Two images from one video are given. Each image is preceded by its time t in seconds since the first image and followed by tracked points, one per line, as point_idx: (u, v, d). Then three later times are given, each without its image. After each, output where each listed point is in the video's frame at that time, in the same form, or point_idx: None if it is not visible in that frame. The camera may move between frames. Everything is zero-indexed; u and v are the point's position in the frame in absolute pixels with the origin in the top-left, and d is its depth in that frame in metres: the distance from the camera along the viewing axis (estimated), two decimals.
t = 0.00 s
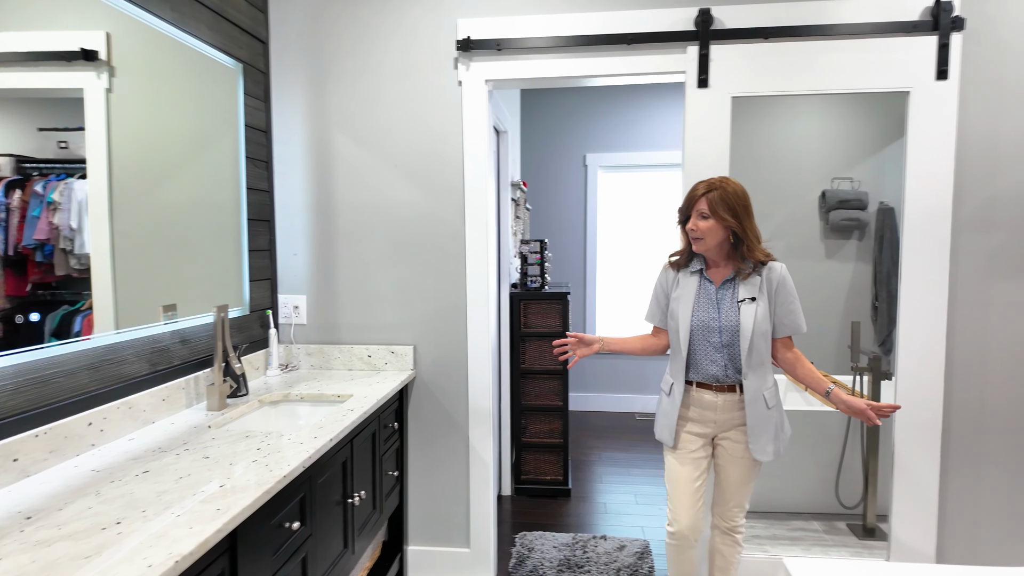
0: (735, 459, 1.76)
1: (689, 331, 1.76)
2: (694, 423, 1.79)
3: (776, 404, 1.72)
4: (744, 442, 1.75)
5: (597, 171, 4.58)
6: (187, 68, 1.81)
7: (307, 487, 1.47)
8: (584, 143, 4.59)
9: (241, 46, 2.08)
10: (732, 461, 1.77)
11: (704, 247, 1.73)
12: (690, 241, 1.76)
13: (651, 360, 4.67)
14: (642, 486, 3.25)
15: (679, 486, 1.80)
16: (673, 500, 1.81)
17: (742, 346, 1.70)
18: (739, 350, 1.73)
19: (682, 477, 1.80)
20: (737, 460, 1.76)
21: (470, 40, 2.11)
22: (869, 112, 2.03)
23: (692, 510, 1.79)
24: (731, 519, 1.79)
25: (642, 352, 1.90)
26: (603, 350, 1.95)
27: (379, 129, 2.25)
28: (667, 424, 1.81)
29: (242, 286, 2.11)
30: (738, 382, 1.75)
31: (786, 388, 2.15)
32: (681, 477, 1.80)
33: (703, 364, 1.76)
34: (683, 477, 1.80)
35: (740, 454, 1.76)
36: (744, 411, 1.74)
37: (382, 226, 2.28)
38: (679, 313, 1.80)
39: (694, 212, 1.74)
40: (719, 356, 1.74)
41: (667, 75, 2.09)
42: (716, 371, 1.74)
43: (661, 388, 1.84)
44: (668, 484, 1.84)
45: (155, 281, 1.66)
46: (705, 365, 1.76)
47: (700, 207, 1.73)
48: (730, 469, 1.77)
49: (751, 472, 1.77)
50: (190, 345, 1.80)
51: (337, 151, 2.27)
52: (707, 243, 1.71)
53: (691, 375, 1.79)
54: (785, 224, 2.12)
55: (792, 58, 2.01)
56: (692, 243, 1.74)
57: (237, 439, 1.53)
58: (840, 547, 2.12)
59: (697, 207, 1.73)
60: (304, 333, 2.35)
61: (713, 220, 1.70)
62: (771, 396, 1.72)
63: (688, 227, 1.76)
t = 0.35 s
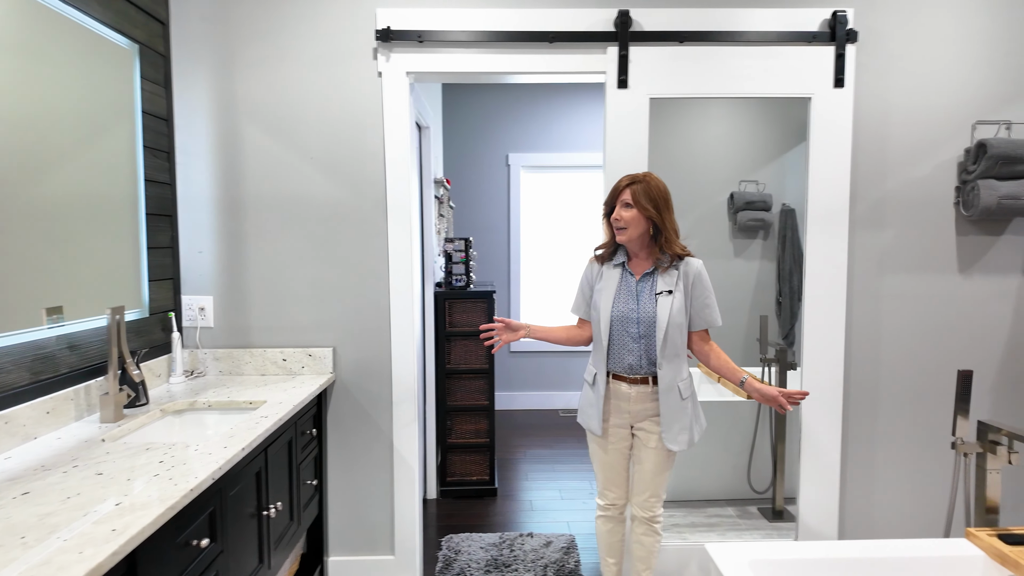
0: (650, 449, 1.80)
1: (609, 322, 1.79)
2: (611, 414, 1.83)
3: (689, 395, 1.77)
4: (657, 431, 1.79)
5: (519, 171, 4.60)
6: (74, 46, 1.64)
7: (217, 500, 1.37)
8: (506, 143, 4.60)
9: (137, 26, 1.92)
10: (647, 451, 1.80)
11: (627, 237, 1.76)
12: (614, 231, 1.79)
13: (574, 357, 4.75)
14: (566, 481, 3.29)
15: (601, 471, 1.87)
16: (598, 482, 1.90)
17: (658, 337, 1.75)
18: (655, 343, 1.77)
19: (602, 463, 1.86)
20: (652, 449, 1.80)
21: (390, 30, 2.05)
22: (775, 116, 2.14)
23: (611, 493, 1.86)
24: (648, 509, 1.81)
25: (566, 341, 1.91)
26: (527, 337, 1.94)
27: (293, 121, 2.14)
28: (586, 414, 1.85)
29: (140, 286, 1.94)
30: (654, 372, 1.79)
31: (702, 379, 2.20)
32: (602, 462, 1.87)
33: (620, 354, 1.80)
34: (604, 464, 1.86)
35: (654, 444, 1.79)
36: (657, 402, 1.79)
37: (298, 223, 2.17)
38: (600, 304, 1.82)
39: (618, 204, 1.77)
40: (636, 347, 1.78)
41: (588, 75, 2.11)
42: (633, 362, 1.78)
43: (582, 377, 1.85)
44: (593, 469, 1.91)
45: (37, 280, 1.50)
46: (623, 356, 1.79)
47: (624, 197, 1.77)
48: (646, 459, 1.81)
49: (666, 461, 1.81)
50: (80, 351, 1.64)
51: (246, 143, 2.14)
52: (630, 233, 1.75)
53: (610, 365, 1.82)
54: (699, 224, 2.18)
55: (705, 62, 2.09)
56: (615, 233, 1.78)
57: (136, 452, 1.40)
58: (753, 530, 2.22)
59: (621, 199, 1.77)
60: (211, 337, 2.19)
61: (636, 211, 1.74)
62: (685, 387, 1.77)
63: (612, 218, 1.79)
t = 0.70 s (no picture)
0: (583, 440, 1.81)
1: (542, 313, 1.82)
2: (544, 406, 1.86)
3: (619, 386, 1.79)
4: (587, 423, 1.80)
5: (459, 169, 4.57)
6: None
7: (139, 512, 1.28)
8: (446, 140, 4.55)
9: (44, 4, 1.77)
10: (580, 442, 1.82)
11: (568, 231, 1.77)
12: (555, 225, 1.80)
13: (515, 356, 4.76)
14: (508, 479, 3.29)
15: (540, 463, 1.89)
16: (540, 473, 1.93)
17: (586, 330, 1.77)
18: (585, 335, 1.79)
19: (541, 456, 1.89)
20: (584, 441, 1.81)
21: (324, 18, 1.98)
22: (708, 116, 2.20)
23: (550, 485, 1.88)
24: (584, 500, 1.82)
25: (505, 329, 1.92)
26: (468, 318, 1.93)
27: (221, 110, 2.03)
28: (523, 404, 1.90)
29: (50, 286, 1.79)
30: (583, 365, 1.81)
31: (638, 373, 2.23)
32: (540, 455, 1.89)
33: (553, 346, 1.82)
34: (541, 456, 1.88)
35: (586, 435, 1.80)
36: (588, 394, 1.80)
37: (226, 217, 2.07)
38: (536, 296, 1.86)
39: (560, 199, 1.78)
40: (567, 339, 1.80)
41: (528, 71, 2.12)
42: (564, 354, 1.81)
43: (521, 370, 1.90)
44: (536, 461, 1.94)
45: None
46: (555, 348, 1.82)
47: (567, 191, 1.77)
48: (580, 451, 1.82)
49: (601, 453, 1.81)
50: None
51: (169, 133, 2.02)
52: (571, 227, 1.76)
53: (544, 356, 1.85)
54: (635, 224, 2.20)
55: (642, 62, 2.13)
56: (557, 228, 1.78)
57: (45, 463, 1.29)
58: (690, 519, 2.27)
59: (563, 194, 1.78)
60: (131, 339, 2.05)
61: (578, 206, 1.76)
62: (615, 379, 1.80)
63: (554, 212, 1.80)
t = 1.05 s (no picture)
0: (535, 435, 1.80)
1: (493, 309, 1.80)
2: (496, 403, 1.84)
3: (570, 378, 1.79)
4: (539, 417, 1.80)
5: (414, 166, 4.51)
6: None
7: (71, 523, 1.20)
8: (400, 137, 4.49)
9: None
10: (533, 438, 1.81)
11: (527, 232, 1.76)
12: (513, 225, 1.78)
13: (471, 355, 4.73)
14: (466, 479, 3.26)
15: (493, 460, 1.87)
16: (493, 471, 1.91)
17: (537, 323, 1.76)
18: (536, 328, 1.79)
19: (494, 453, 1.87)
20: (537, 436, 1.80)
21: (270, 7, 1.91)
22: (661, 114, 2.23)
23: (503, 483, 1.86)
24: (538, 496, 1.81)
25: (460, 323, 1.90)
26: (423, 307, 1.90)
27: (161, 100, 1.94)
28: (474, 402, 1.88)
29: None
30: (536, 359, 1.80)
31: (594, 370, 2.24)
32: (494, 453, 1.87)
33: (505, 341, 1.81)
34: (495, 453, 1.86)
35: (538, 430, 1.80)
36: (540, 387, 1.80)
37: (167, 213, 1.97)
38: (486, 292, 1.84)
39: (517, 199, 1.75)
40: (518, 333, 1.79)
41: (483, 66, 2.10)
42: (516, 348, 1.80)
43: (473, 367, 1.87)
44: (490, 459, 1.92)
45: None
46: (506, 343, 1.80)
47: (527, 191, 1.75)
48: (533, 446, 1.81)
49: (554, 447, 1.81)
50: None
51: (104, 123, 1.91)
52: (530, 228, 1.76)
53: (495, 352, 1.83)
54: (590, 222, 2.21)
55: (596, 60, 2.14)
56: (517, 228, 1.76)
57: None
58: (645, 513, 2.29)
59: (520, 194, 1.75)
60: (63, 342, 1.93)
61: (538, 206, 1.76)
62: (566, 371, 1.79)
63: (511, 212, 1.77)
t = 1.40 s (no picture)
0: (510, 435, 1.79)
1: (465, 310, 1.75)
2: (468, 405, 1.80)
3: (542, 376, 1.79)
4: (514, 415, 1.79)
5: (384, 164, 4.44)
6: None
7: (20, 539, 1.13)
8: (370, 135, 4.41)
9: None
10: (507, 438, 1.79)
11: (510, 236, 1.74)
12: (497, 232, 1.72)
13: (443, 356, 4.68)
14: (438, 482, 3.21)
15: (464, 465, 1.84)
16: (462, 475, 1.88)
17: (513, 322, 1.75)
18: (509, 328, 1.77)
19: (465, 457, 1.83)
20: (511, 436, 1.79)
21: None
22: (633, 113, 2.22)
23: (474, 487, 1.83)
24: (513, 497, 1.79)
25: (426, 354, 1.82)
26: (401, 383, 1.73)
27: (118, 94, 1.86)
28: (442, 406, 1.81)
29: None
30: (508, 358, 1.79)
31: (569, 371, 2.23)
32: (464, 456, 1.83)
33: (477, 342, 1.77)
34: (466, 457, 1.82)
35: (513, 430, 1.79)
36: (514, 386, 1.79)
37: (124, 210, 1.89)
38: (455, 293, 1.77)
39: (502, 206, 1.70)
40: (492, 333, 1.77)
41: (454, 63, 2.06)
42: (489, 348, 1.77)
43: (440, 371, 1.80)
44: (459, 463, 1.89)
45: None
46: (479, 344, 1.77)
47: (512, 197, 1.71)
48: (507, 446, 1.79)
49: (529, 444, 1.80)
50: None
51: (57, 116, 1.82)
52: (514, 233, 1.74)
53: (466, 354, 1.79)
54: (563, 221, 2.19)
55: (569, 58, 2.12)
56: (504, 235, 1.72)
57: None
58: (619, 513, 2.28)
59: (503, 200, 1.70)
60: (12, 346, 1.83)
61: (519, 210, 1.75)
62: (539, 369, 1.79)
63: (494, 219, 1.71)
